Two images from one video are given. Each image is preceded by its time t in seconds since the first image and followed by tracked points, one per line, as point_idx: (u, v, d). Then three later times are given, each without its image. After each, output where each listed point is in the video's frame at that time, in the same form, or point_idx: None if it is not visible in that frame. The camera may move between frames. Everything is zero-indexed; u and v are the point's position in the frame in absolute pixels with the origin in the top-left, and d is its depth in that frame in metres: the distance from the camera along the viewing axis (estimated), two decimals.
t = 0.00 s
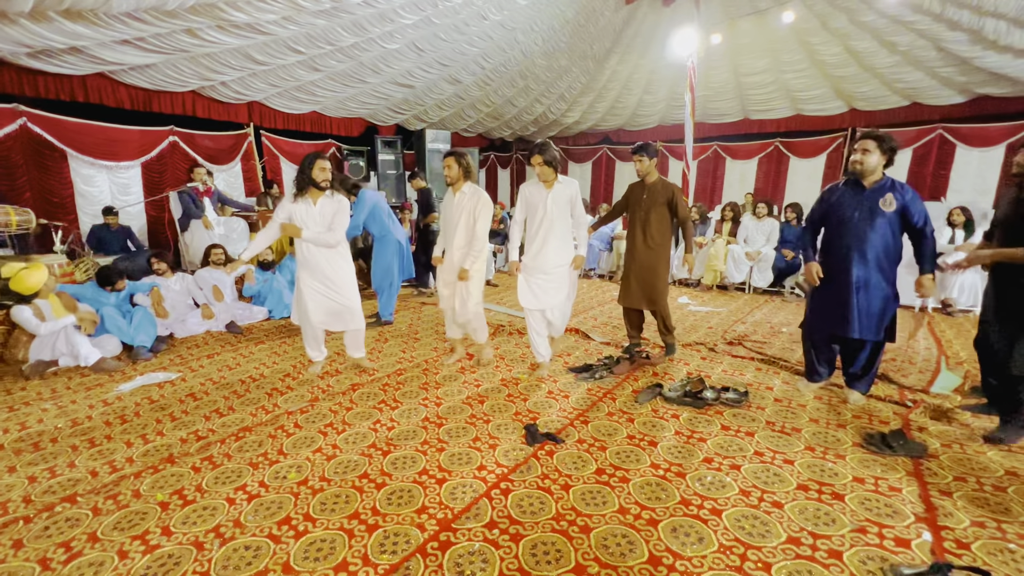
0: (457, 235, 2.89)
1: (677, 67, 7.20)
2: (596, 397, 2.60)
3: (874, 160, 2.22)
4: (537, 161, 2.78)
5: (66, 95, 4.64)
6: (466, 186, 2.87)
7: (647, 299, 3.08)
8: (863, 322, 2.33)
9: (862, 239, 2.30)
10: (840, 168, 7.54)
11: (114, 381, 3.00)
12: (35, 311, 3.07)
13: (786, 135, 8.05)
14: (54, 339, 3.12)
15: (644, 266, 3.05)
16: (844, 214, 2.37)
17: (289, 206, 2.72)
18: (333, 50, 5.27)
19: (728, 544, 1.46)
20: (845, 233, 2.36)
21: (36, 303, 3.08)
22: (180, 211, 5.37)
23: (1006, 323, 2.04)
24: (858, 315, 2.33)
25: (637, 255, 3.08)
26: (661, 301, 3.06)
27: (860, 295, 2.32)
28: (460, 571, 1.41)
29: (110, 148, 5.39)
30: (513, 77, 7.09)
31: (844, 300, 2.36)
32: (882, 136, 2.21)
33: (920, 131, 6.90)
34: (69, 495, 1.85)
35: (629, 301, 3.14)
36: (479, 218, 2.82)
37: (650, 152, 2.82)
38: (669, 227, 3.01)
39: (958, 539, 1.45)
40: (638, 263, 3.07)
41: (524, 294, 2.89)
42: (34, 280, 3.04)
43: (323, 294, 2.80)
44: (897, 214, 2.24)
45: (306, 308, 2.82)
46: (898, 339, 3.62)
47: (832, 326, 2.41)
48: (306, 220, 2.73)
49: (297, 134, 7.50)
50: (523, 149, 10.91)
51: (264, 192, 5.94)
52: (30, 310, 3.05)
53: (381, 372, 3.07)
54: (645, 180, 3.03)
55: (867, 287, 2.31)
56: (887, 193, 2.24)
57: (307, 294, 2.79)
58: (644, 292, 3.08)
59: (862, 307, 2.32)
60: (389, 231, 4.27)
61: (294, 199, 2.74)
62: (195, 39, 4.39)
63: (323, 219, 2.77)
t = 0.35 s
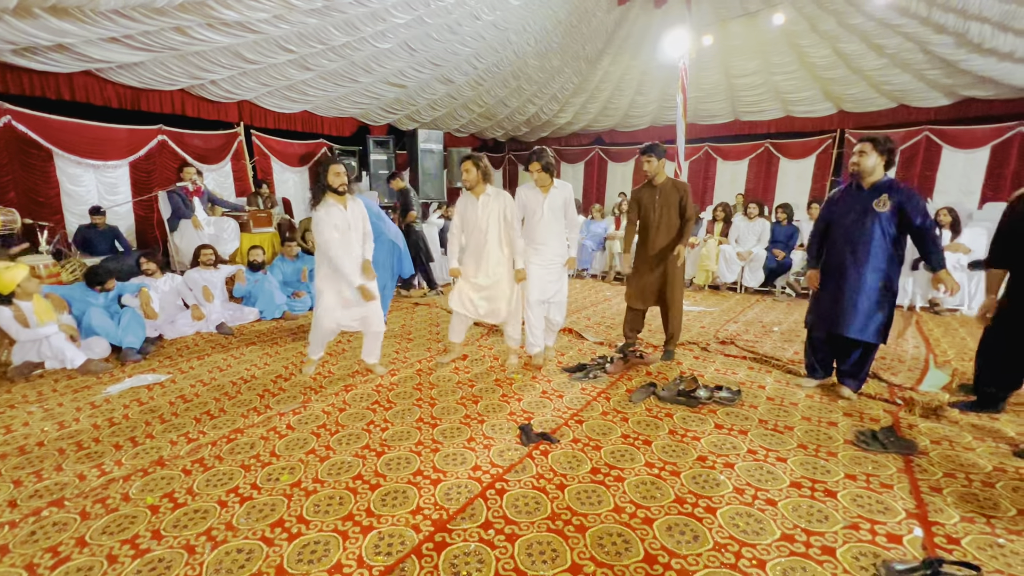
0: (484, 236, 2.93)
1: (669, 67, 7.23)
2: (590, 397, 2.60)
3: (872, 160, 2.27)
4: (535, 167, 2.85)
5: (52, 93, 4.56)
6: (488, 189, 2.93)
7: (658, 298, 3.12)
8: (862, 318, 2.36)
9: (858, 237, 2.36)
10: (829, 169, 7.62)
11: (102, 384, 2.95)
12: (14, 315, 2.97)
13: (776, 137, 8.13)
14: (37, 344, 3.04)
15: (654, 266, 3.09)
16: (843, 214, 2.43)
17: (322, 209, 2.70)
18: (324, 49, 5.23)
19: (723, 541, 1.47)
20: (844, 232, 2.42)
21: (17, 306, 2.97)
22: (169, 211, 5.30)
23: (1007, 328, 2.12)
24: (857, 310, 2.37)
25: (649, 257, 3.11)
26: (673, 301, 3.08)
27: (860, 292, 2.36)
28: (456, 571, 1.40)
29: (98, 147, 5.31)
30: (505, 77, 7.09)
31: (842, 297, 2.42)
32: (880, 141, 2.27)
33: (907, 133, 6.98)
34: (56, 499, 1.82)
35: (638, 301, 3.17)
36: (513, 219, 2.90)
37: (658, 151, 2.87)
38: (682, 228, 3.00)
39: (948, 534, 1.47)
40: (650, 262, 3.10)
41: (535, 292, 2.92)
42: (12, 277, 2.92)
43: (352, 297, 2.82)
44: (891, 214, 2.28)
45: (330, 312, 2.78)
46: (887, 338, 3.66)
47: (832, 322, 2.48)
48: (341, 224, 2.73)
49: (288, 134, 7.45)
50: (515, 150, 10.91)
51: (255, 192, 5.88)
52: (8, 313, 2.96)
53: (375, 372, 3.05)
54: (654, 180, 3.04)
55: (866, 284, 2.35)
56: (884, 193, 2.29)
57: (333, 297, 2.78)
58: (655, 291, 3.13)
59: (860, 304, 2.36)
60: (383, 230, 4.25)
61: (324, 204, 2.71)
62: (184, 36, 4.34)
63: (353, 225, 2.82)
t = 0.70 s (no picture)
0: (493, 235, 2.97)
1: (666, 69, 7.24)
2: (587, 398, 2.60)
3: (880, 163, 2.31)
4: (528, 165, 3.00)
5: (46, 92, 4.52)
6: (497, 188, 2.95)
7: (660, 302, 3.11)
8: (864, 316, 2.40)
9: (863, 237, 2.39)
10: (825, 171, 7.66)
11: (96, 385, 2.93)
12: (7, 315, 2.88)
13: (772, 138, 8.15)
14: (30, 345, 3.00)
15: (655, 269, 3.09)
16: (853, 215, 2.45)
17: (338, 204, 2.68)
18: (321, 49, 5.22)
19: (720, 543, 1.47)
20: (852, 232, 2.45)
21: (12, 307, 2.89)
22: (165, 211, 5.27)
23: None
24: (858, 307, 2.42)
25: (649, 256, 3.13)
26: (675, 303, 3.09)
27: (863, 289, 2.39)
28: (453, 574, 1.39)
29: (92, 147, 5.27)
30: (503, 78, 7.09)
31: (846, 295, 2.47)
32: (891, 145, 2.29)
33: (903, 134, 7.01)
34: (48, 503, 1.79)
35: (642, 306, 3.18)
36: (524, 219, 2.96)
37: (659, 155, 2.88)
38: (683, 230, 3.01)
39: (944, 535, 1.47)
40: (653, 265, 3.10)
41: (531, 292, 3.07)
42: (8, 277, 2.79)
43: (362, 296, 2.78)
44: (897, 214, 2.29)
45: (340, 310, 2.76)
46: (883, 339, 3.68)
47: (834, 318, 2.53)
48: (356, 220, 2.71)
49: (285, 134, 7.43)
50: (512, 150, 10.92)
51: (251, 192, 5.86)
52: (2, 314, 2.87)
53: (371, 373, 3.04)
54: (655, 184, 3.05)
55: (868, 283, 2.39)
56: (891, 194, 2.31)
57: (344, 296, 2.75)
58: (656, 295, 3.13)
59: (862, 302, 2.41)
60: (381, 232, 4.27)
61: (340, 202, 2.68)
62: (180, 36, 4.31)
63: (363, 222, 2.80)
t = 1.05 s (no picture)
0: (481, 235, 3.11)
1: (665, 70, 7.25)
2: (586, 399, 2.60)
3: (881, 166, 2.47)
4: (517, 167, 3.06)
5: (45, 92, 4.52)
6: (491, 189, 3.03)
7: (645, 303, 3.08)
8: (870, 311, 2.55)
9: (865, 236, 2.55)
10: (824, 172, 7.67)
11: (94, 386, 2.92)
12: (11, 315, 2.92)
13: (771, 139, 8.16)
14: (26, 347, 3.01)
15: (640, 270, 3.06)
16: (858, 216, 2.61)
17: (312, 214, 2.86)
18: (320, 50, 5.22)
19: (718, 545, 1.47)
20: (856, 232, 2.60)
21: (17, 307, 2.95)
22: (164, 212, 5.27)
23: None
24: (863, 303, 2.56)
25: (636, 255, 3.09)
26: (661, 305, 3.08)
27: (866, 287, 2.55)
28: None
29: (92, 147, 5.27)
30: (502, 79, 7.09)
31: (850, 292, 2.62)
32: (891, 148, 2.43)
33: (901, 136, 7.02)
34: (46, 504, 1.79)
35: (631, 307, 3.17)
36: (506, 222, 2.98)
37: (651, 153, 2.88)
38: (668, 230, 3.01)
39: (942, 537, 1.47)
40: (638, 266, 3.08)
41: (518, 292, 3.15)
42: (22, 277, 2.90)
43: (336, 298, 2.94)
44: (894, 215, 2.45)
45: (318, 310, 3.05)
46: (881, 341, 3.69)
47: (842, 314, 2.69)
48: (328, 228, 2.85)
49: (284, 134, 7.43)
50: (511, 151, 10.92)
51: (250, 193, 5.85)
52: (6, 312, 2.91)
53: (369, 375, 3.03)
54: (645, 184, 3.07)
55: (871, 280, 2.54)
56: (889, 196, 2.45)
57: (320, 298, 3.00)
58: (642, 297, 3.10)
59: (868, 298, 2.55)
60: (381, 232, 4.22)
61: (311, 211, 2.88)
62: (179, 37, 4.31)
63: (343, 227, 2.90)
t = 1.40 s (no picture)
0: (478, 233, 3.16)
1: (665, 72, 7.26)
2: (585, 400, 2.60)
3: (873, 171, 2.56)
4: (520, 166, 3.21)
5: (45, 93, 4.53)
6: (490, 191, 3.09)
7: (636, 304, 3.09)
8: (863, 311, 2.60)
9: (858, 237, 2.61)
10: (823, 174, 7.68)
11: (93, 386, 2.93)
12: (12, 314, 2.92)
13: (770, 141, 8.18)
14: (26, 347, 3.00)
15: (631, 269, 3.06)
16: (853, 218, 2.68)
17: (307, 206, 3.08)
18: (321, 51, 5.23)
19: (716, 545, 1.48)
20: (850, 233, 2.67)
21: (20, 307, 2.96)
22: (164, 213, 5.27)
23: None
24: (856, 303, 2.62)
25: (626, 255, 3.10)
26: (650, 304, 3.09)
27: (856, 286, 2.61)
28: None
29: (92, 148, 5.28)
30: (502, 80, 7.10)
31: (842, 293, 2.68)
32: (882, 154, 2.54)
33: (900, 139, 7.04)
34: (46, 505, 1.79)
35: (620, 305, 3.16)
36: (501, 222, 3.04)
37: (641, 154, 2.95)
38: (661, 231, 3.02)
39: (939, 538, 1.47)
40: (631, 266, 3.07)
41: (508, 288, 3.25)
42: (29, 279, 2.91)
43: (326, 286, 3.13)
44: (884, 216, 2.51)
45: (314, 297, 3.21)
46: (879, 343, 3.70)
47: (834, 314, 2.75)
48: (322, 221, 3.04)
49: (284, 135, 7.44)
50: (511, 153, 10.93)
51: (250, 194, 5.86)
52: (8, 311, 2.91)
53: (368, 376, 3.02)
54: (636, 184, 3.10)
55: (863, 279, 2.59)
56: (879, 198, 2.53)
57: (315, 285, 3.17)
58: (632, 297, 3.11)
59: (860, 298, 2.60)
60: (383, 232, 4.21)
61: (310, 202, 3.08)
62: (179, 38, 4.32)
63: (338, 219, 3.08)
